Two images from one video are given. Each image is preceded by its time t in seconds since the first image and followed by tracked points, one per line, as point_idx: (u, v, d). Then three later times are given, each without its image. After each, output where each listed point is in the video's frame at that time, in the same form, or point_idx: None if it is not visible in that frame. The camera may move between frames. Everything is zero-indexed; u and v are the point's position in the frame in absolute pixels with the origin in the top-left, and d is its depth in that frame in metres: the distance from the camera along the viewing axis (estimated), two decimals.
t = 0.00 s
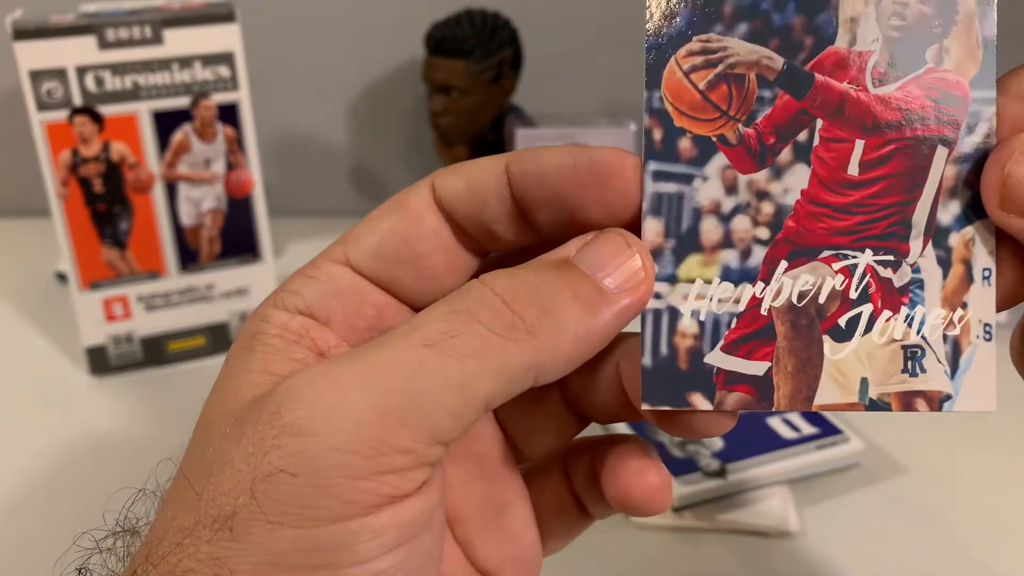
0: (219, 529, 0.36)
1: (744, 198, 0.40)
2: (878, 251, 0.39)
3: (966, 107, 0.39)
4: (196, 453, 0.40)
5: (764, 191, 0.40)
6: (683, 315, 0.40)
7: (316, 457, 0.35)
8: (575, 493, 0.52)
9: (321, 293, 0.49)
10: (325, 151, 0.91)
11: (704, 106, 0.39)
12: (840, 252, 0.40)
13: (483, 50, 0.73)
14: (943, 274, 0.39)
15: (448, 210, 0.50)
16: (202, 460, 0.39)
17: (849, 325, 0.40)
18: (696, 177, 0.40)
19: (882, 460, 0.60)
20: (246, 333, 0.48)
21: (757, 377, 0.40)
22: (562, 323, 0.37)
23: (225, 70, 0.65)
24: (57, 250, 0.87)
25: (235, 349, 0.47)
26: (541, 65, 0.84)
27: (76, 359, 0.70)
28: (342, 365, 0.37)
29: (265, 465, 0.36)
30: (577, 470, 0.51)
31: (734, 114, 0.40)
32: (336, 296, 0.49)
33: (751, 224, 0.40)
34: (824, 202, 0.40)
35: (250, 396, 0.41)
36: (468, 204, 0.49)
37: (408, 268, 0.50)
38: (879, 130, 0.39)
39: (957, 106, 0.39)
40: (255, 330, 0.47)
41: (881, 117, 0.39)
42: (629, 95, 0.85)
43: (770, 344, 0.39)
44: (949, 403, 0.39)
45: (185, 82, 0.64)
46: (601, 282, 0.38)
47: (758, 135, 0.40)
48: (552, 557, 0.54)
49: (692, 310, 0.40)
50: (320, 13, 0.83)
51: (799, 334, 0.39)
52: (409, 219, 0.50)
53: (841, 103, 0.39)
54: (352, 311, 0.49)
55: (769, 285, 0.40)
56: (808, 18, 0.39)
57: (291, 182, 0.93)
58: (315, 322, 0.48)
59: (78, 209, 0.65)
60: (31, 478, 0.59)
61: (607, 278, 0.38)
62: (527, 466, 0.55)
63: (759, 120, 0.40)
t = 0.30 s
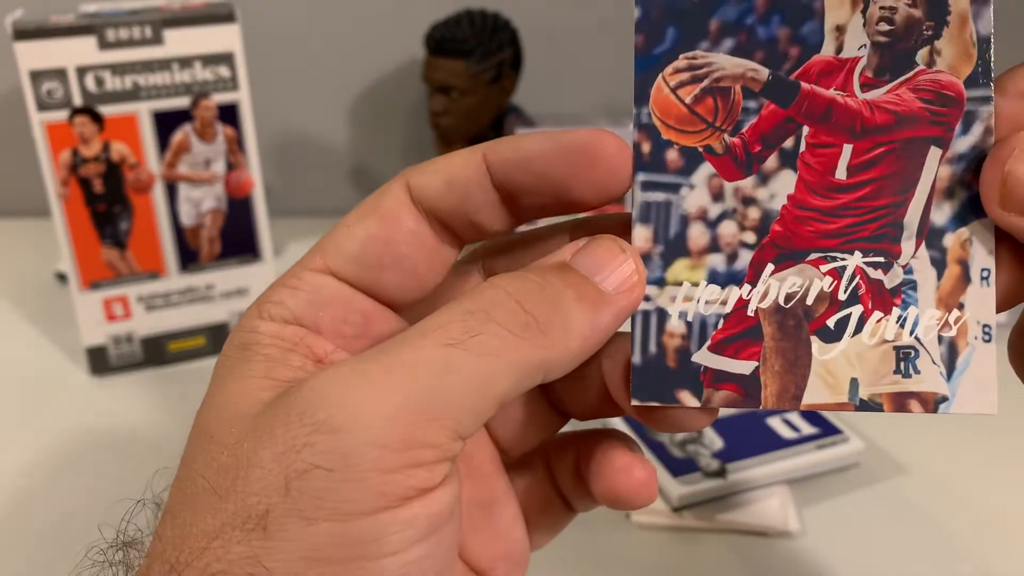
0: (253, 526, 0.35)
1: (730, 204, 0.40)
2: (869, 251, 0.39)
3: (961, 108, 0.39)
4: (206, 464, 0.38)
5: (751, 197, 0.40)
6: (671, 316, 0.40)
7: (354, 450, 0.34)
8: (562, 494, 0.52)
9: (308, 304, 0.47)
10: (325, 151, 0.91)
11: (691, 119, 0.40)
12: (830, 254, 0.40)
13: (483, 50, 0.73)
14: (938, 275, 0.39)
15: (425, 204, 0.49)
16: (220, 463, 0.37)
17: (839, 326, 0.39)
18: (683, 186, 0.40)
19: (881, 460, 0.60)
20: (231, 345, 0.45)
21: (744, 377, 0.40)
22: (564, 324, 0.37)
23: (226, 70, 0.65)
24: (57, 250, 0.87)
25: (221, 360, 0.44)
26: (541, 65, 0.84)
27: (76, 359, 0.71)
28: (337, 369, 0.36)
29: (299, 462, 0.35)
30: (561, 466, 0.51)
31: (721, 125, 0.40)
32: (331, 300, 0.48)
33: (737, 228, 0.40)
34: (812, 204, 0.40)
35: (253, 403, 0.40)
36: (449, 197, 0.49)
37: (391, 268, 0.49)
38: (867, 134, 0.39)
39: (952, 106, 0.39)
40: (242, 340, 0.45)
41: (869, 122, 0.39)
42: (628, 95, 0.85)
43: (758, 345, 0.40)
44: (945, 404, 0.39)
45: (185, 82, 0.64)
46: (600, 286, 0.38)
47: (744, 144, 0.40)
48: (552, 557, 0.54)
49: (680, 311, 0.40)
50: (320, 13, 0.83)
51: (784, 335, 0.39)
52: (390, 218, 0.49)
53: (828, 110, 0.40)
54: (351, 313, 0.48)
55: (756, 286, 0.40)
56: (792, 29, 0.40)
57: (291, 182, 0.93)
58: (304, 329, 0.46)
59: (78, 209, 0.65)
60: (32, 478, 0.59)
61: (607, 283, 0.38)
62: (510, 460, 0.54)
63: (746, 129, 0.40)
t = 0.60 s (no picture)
0: (280, 558, 0.34)
1: (738, 201, 0.40)
2: (873, 251, 0.40)
3: (963, 111, 0.39)
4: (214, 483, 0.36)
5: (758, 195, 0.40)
6: (678, 314, 0.40)
7: (382, 474, 0.33)
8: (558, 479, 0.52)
9: (305, 298, 0.46)
10: (325, 151, 0.91)
11: (699, 113, 0.40)
12: (835, 253, 0.40)
13: (483, 51, 0.73)
14: (940, 275, 0.40)
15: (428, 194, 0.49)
16: (233, 488, 0.35)
17: (844, 325, 0.40)
18: (691, 181, 0.41)
19: (881, 459, 0.60)
20: (223, 347, 0.43)
21: (752, 375, 0.40)
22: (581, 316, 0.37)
23: (226, 70, 0.65)
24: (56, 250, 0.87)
25: (211, 364, 0.42)
26: (541, 65, 0.84)
27: (76, 359, 0.71)
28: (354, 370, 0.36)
29: (326, 488, 0.33)
30: (561, 453, 0.51)
31: (728, 120, 0.40)
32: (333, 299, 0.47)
33: (745, 225, 0.40)
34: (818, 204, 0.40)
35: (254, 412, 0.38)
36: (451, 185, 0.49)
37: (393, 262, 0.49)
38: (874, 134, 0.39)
39: (953, 110, 0.39)
40: (236, 342, 0.43)
41: (876, 120, 0.39)
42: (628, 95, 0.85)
43: (765, 343, 0.40)
44: (947, 402, 0.39)
45: (185, 82, 0.64)
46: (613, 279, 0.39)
47: (752, 140, 0.40)
48: (552, 557, 0.54)
49: (687, 309, 0.40)
50: (320, 13, 0.83)
51: (792, 334, 0.40)
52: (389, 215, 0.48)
53: (835, 108, 0.40)
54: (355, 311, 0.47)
55: (763, 285, 0.40)
56: (798, 29, 0.40)
57: (291, 182, 0.93)
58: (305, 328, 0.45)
59: (78, 209, 0.65)
60: (33, 478, 0.59)
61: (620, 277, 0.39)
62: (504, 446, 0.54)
63: (753, 125, 0.40)
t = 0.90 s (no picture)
0: None
1: (729, 217, 0.42)
2: (863, 263, 0.40)
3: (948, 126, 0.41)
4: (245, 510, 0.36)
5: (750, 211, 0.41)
6: (671, 326, 0.41)
7: (439, 489, 0.33)
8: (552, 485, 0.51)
9: (310, 313, 0.46)
10: (325, 151, 0.91)
11: (690, 135, 0.41)
12: (824, 266, 0.40)
13: (483, 50, 0.73)
14: (931, 285, 0.40)
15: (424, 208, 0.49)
16: (273, 513, 0.34)
17: (836, 336, 0.40)
18: (683, 200, 0.42)
19: (880, 459, 0.60)
20: (230, 369, 0.42)
21: (744, 385, 0.40)
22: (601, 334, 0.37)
23: (226, 70, 0.65)
24: (57, 250, 0.87)
25: (219, 387, 0.42)
26: (541, 64, 0.84)
27: (76, 359, 0.71)
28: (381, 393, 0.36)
29: (383, 507, 0.33)
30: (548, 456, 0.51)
31: (719, 140, 0.41)
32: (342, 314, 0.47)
33: (735, 241, 0.41)
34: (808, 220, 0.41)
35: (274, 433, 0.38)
36: (450, 198, 0.48)
37: (402, 278, 0.49)
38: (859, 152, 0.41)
39: (939, 126, 0.41)
40: (244, 363, 0.42)
41: (863, 138, 0.41)
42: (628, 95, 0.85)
43: (757, 353, 0.40)
44: (940, 411, 0.40)
45: (185, 82, 0.64)
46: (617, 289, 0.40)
47: (741, 159, 0.41)
48: (552, 556, 0.54)
49: (680, 321, 0.41)
50: (320, 13, 0.83)
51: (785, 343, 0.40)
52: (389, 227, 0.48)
53: (822, 127, 0.41)
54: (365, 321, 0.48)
55: (754, 297, 0.41)
56: (786, 50, 0.41)
57: (291, 182, 0.93)
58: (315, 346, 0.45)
59: (79, 209, 0.65)
60: (31, 477, 0.59)
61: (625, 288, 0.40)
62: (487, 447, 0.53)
63: (743, 144, 0.41)
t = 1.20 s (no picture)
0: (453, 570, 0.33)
1: (731, 251, 0.44)
2: (851, 287, 0.43)
3: (936, 143, 0.41)
4: (307, 515, 0.35)
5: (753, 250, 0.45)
6: (681, 352, 0.45)
7: (541, 484, 0.34)
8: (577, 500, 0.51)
9: (377, 327, 0.44)
10: (326, 151, 0.91)
11: (699, 178, 0.44)
12: (815, 291, 0.43)
13: (483, 51, 0.73)
14: (915, 307, 0.42)
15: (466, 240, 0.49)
16: (370, 510, 0.33)
17: (823, 358, 0.43)
18: (693, 237, 0.45)
19: (881, 460, 0.60)
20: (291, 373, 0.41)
21: (742, 406, 0.45)
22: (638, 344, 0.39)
23: (226, 70, 0.65)
24: (56, 250, 0.87)
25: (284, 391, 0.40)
26: (541, 64, 0.84)
27: (76, 359, 0.71)
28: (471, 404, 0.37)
29: (494, 499, 0.34)
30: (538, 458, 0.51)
31: (724, 182, 0.44)
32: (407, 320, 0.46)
33: (735, 272, 0.44)
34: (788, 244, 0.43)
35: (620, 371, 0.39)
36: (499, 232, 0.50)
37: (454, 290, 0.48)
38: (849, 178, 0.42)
39: (926, 143, 0.41)
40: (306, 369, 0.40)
41: (852, 165, 0.42)
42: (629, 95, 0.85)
43: (753, 377, 0.44)
44: (924, 434, 0.42)
45: (185, 82, 0.64)
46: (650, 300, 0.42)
47: (742, 197, 0.43)
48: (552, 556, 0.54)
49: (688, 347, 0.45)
50: (320, 13, 0.83)
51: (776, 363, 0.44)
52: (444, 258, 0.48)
53: (814, 157, 0.42)
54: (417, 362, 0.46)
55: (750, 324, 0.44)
56: (782, 89, 0.42)
57: (292, 183, 0.93)
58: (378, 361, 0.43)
59: (79, 209, 0.65)
60: (32, 477, 0.59)
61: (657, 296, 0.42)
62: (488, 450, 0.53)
63: (744, 183, 0.43)
